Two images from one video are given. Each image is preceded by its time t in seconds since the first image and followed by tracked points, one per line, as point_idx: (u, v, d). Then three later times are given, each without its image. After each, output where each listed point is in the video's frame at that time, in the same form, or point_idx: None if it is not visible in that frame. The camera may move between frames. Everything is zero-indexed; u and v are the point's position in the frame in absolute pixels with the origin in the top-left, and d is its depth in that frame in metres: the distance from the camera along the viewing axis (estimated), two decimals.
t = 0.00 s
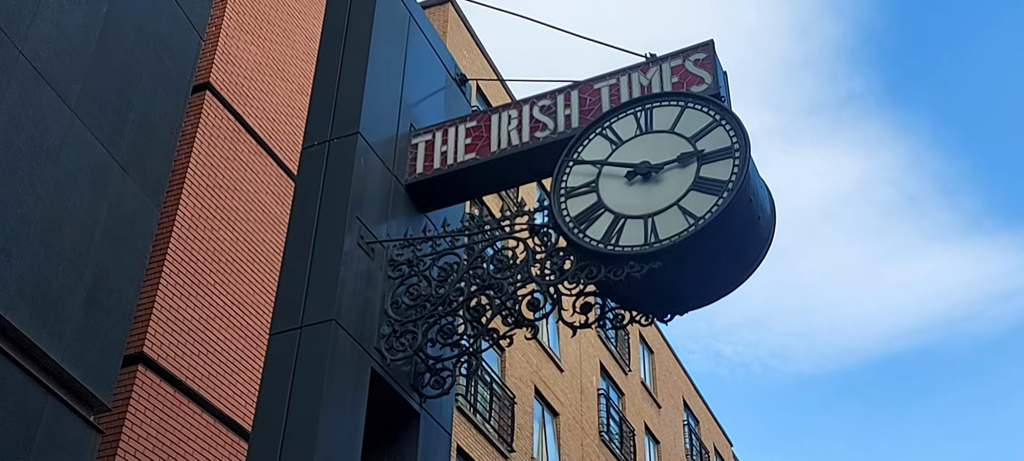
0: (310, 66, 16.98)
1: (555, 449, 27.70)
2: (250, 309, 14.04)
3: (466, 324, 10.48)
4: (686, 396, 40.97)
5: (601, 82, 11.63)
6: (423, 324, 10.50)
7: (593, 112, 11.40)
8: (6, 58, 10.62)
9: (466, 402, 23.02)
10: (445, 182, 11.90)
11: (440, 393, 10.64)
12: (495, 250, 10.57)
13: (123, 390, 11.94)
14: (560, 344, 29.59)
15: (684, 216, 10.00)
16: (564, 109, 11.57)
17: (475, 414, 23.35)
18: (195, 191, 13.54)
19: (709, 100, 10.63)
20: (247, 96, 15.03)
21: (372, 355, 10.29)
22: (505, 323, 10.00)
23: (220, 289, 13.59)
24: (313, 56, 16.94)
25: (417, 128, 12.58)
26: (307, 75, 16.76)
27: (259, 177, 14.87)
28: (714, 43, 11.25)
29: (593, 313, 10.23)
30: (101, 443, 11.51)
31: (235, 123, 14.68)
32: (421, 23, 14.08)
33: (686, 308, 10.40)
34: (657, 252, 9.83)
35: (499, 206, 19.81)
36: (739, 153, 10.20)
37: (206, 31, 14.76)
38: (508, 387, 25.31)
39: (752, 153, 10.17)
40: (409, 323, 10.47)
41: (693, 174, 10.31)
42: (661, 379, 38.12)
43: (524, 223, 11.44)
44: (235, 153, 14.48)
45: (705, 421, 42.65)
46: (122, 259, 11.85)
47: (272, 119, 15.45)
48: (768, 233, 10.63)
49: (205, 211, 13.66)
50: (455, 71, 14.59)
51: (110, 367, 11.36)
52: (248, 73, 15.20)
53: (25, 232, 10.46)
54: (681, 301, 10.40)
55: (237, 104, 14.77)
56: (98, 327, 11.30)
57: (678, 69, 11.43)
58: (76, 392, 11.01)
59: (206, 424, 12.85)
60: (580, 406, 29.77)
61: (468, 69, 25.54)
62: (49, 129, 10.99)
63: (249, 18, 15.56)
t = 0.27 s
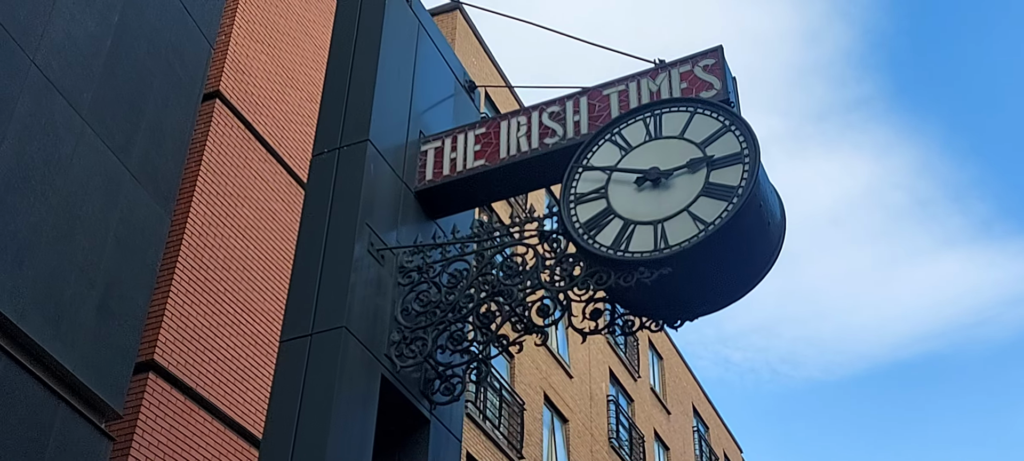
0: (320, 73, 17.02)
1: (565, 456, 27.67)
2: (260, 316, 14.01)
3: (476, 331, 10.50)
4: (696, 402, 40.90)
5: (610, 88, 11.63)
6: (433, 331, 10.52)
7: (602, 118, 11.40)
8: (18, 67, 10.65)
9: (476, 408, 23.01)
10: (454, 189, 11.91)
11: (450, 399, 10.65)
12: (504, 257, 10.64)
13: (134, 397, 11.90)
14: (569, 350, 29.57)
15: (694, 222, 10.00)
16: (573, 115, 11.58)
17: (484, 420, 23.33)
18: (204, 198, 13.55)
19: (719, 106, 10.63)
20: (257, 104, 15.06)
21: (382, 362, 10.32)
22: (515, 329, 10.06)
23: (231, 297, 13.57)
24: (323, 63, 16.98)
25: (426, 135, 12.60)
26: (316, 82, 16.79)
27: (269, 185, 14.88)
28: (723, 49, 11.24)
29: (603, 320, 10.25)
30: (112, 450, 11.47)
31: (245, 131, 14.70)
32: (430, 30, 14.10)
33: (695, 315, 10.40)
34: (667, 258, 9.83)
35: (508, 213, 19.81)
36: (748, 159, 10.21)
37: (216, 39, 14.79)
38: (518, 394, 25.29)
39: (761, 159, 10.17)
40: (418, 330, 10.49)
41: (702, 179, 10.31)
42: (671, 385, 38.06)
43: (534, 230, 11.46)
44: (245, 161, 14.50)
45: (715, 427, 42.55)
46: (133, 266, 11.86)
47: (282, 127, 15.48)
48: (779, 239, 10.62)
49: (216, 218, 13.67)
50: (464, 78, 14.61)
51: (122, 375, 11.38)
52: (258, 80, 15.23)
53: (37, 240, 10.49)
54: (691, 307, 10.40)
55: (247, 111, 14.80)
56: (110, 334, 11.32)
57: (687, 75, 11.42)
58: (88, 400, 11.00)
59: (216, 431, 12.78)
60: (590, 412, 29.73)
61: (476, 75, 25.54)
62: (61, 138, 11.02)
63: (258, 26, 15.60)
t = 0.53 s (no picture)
0: (327, 78, 17.06)
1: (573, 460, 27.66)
2: (268, 320, 14.04)
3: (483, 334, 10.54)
4: (705, 405, 40.85)
5: (616, 91, 11.65)
6: (440, 335, 10.56)
7: (608, 121, 11.43)
8: (27, 73, 10.70)
9: (484, 412, 23.02)
10: (461, 193, 11.94)
11: (458, 403, 10.69)
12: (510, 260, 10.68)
13: (143, 402, 11.90)
14: (577, 354, 29.57)
15: (701, 224, 10.02)
16: (580, 118, 11.61)
17: (492, 424, 23.34)
18: (213, 202, 13.58)
19: (725, 108, 10.63)
20: (264, 109, 15.11)
21: (389, 366, 10.37)
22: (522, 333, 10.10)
23: (239, 301, 13.58)
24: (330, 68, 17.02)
25: (433, 139, 12.63)
26: (323, 87, 16.83)
27: (276, 190, 14.89)
28: (730, 51, 11.27)
29: (611, 323, 10.28)
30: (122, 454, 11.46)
31: (252, 136, 14.73)
32: (437, 35, 14.14)
33: (703, 317, 10.42)
34: (674, 261, 9.84)
35: (516, 216, 19.82)
36: (755, 161, 10.22)
37: (224, 44, 14.83)
38: (526, 397, 25.30)
39: (768, 161, 10.18)
40: (426, 334, 10.53)
41: (709, 182, 10.32)
42: (679, 388, 38.04)
43: (540, 233, 11.49)
44: (252, 166, 14.52)
45: (724, 430, 42.50)
46: (141, 272, 11.90)
47: (290, 132, 15.51)
48: (786, 241, 10.63)
49: (224, 223, 13.69)
50: (470, 82, 14.64)
51: (131, 380, 11.41)
52: (265, 85, 15.27)
53: (46, 246, 10.53)
54: (698, 310, 10.43)
55: (254, 116, 14.84)
56: (119, 339, 11.36)
57: (693, 78, 11.44)
58: (97, 404, 11.02)
59: (226, 435, 12.78)
60: (598, 415, 29.72)
61: (483, 79, 25.57)
62: (69, 143, 11.06)
63: (265, 32, 15.64)
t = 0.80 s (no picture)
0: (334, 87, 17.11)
1: None
2: (277, 329, 14.07)
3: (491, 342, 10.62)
4: (713, 411, 40.81)
5: (622, 98, 11.70)
6: (448, 342, 10.63)
7: (614, 129, 11.50)
8: (36, 85, 10.76)
9: (492, 420, 23.03)
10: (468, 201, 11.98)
11: (466, 411, 10.73)
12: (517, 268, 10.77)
13: (153, 410, 11.93)
14: (585, 361, 29.58)
15: (708, 231, 10.07)
16: (586, 126, 11.69)
17: (501, 431, 23.35)
18: (221, 212, 13.63)
19: (731, 115, 10.67)
20: (273, 119, 15.17)
21: (397, 374, 10.45)
22: (530, 340, 10.20)
23: (248, 310, 13.62)
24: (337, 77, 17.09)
25: (440, 148, 12.67)
26: (331, 96, 16.88)
27: (285, 199, 14.94)
28: (736, 58, 11.25)
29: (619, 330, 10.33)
30: None
31: (260, 145, 14.78)
32: (443, 44, 14.18)
33: (711, 324, 10.46)
34: (681, 268, 9.89)
35: (523, 224, 19.85)
36: (762, 167, 10.26)
37: (231, 55, 14.89)
38: (534, 404, 25.31)
39: (774, 168, 10.22)
40: (434, 342, 10.61)
41: (716, 189, 10.37)
42: (687, 395, 38.01)
43: (547, 241, 11.56)
44: (260, 175, 14.57)
45: (733, 436, 42.45)
46: (150, 281, 11.95)
47: (297, 141, 15.55)
48: (794, 248, 10.66)
49: (232, 232, 13.73)
50: (477, 90, 14.70)
51: (140, 389, 11.45)
52: (272, 95, 15.33)
53: (55, 256, 10.58)
54: (705, 316, 10.47)
55: (262, 126, 14.90)
56: (128, 348, 11.41)
57: (699, 85, 11.46)
58: (106, 413, 11.06)
59: (235, 443, 12.81)
60: (606, 422, 29.72)
61: (489, 87, 25.62)
62: (78, 154, 11.12)
63: (273, 41, 15.70)
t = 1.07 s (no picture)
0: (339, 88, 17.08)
1: None
2: (282, 330, 14.05)
3: (497, 343, 10.65)
4: (719, 411, 40.75)
5: (628, 98, 11.72)
6: (453, 343, 10.68)
7: (620, 128, 11.54)
8: (40, 87, 10.73)
9: (497, 420, 23.01)
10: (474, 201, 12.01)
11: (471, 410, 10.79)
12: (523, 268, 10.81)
13: (158, 412, 11.91)
14: (591, 361, 29.55)
15: (714, 231, 10.07)
16: (591, 125, 11.72)
17: (506, 432, 23.32)
18: (226, 213, 13.61)
19: (738, 115, 10.69)
20: (278, 120, 15.15)
21: (403, 374, 10.47)
22: (535, 341, 10.23)
23: (253, 311, 13.61)
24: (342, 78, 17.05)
25: (445, 148, 12.73)
26: (335, 98, 16.84)
27: (290, 200, 14.93)
28: (742, 58, 11.31)
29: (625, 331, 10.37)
30: None
31: (265, 147, 14.77)
32: (448, 45, 14.17)
33: (717, 324, 10.46)
34: (687, 268, 9.90)
35: (528, 224, 19.82)
36: (768, 167, 10.28)
37: (236, 56, 14.88)
38: (539, 405, 25.29)
39: (780, 167, 10.23)
40: (439, 342, 10.65)
41: (722, 188, 10.37)
42: (693, 395, 37.96)
43: (553, 240, 11.58)
44: (265, 176, 14.55)
45: (739, 437, 42.38)
46: (155, 283, 11.93)
47: (302, 142, 15.52)
48: (800, 247, 10.65)
49: (237, 233, 13.72)
50: (482, 91, 14.69)
51: (146, 390, 11.42)
52: (277, 96, 15.30)
53: (61, 257, 10.56)
54: (712, 317, 10.47)
55: (267, 128, 14.88)
56: (134, 350, 11.40)
57: (705, 84, 11.47)
58: (110, 414, 11.03)
59: (240, 445, 12.77)
60: (612, 423, 29.69)
61: (494, 87, 25.60)
62: (84, 156, 11.11)
63: (277, 42, 15.68)
